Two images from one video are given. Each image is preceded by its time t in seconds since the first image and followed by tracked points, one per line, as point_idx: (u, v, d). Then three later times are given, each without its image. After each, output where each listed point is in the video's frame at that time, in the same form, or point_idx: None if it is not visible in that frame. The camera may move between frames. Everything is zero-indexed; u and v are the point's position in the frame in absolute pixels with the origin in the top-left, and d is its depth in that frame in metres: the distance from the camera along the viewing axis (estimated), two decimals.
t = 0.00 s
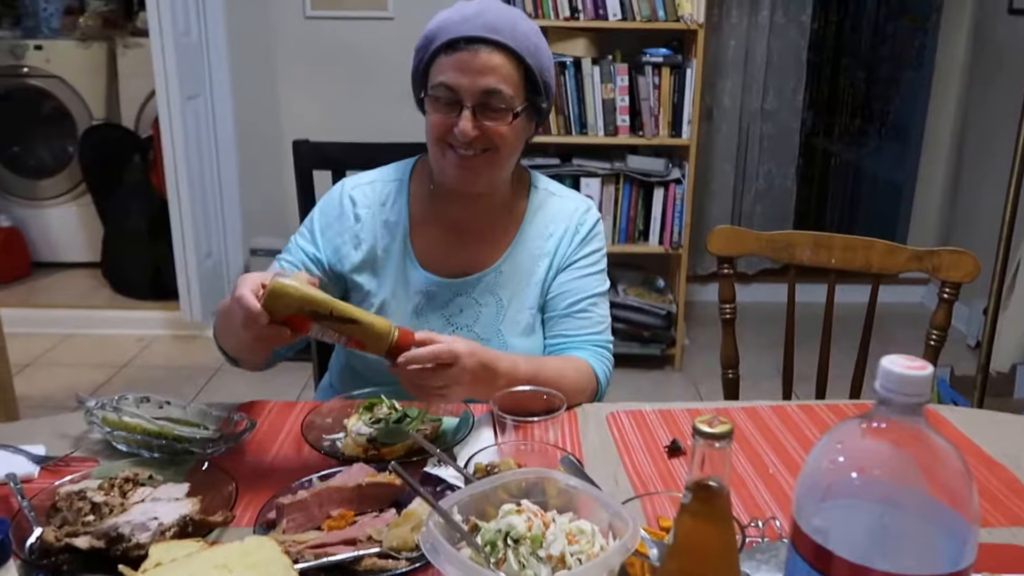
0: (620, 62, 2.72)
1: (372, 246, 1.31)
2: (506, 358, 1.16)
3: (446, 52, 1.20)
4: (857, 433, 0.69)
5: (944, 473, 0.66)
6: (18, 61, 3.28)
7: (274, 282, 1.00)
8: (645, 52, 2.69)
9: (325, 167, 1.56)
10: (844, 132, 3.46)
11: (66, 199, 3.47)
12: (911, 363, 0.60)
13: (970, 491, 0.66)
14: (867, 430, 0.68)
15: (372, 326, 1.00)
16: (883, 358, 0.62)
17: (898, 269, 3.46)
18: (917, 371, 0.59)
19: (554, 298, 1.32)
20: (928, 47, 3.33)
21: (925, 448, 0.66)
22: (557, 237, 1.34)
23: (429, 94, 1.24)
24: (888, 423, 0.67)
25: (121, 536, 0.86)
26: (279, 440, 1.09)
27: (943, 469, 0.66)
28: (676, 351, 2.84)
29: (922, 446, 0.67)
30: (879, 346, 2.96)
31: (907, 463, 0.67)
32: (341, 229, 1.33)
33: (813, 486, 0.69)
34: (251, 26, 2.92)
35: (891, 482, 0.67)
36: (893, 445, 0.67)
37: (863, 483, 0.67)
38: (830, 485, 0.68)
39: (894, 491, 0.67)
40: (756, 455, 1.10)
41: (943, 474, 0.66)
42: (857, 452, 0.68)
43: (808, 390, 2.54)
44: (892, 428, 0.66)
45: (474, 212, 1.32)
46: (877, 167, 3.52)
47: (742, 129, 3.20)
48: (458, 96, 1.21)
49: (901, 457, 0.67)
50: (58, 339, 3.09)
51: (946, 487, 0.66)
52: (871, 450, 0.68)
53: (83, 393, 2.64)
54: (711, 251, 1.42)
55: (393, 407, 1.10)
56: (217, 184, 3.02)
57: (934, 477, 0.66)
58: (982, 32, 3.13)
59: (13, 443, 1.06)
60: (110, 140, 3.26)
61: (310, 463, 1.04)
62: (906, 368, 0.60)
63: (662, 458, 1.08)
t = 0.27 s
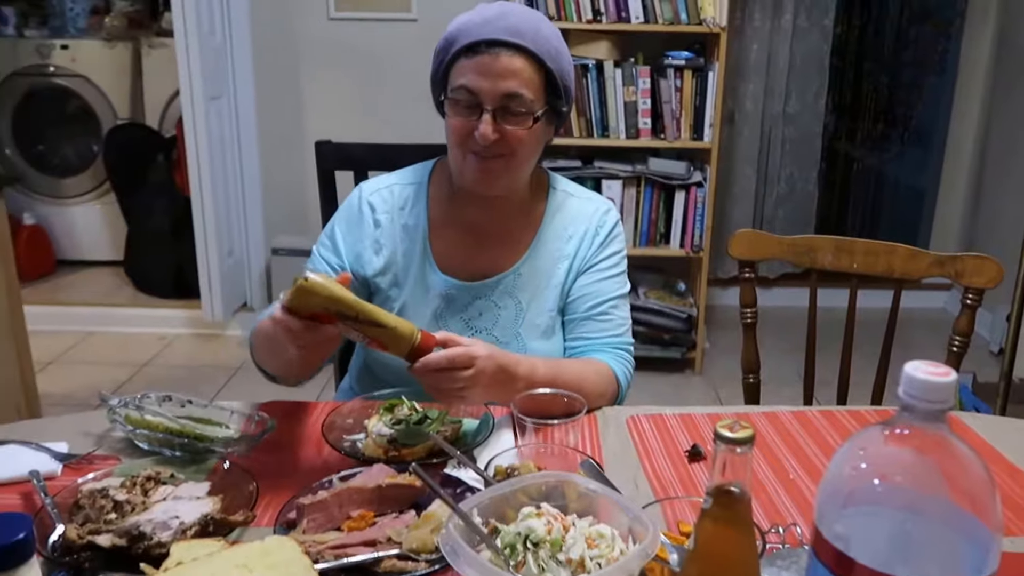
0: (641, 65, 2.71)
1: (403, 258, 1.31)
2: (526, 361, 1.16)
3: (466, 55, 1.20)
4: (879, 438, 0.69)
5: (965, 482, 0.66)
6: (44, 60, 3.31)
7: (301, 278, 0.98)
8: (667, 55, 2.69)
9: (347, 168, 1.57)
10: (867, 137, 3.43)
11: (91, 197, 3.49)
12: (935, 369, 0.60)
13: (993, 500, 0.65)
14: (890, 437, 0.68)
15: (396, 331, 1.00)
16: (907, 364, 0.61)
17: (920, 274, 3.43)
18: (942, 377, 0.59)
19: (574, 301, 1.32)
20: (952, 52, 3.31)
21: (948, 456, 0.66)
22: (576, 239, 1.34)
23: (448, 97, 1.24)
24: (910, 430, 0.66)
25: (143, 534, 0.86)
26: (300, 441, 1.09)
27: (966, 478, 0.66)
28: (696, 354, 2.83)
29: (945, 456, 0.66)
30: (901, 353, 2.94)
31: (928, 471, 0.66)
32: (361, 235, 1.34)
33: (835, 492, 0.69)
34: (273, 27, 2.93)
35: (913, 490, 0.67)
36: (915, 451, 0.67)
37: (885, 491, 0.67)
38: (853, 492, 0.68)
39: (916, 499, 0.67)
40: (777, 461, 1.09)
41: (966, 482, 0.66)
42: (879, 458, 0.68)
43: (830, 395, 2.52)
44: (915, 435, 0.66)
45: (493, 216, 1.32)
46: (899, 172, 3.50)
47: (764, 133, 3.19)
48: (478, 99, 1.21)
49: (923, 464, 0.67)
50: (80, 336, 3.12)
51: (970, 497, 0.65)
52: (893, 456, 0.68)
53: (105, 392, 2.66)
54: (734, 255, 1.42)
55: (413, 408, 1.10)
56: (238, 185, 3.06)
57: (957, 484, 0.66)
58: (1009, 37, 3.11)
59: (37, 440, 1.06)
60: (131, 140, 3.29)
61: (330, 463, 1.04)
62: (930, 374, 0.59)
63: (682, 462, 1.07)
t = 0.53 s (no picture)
0: (663, 67, 2.70)
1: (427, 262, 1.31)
2: (544, 364, 1.16)
3: (482, 57, 1.20)
4: (903, 444, 0.68)
5: (991, 488, 0.65)
6: (71, 61, 3.35)
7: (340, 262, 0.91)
8: (689, 57, 2.68)
9: (370, 169, 1.57)
10: (890, 140, 3.40)
11: (116, 197, 3.53)
12: (958, 375, 0.59)
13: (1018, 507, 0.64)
14: (913, 442, 0.67)
15: (416, 332, 1.01)
16: (930, 370, 0.60)
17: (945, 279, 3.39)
18: (966, 383, 0.58)
19: (593, 303, 1.31)
20: (977, 55, 3.28)
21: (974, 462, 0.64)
22: (595, 240, 1.33)
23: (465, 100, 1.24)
24: (933, 436, 0.65)
25: (166, 532, 0.86)
26: (322, 442, 1.09)
27: (992, 485, 0.65)
28: (717, 358, 2.82)
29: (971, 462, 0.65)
30: (925, 359, 2.91)
31: (953, 477, 0.65)
32: (383, 239, 1.34)
33: (858, 499, 0.68)
34: (294, 29, 2.95)
35: (938, 497, 0.66)
36: (939, 458, 0.65)
37: (909, 498, 0.66)
38: (876, 500, 0.67)
39: (940, 506, 0.66)
40: (799, 466, 1.08)
41: (991, 488, 0.65)
42: (903, 465, 0.67)
43: (853, 401, 2.50)
44: (938, 441, 0.64)
45: (512, 219, 1.32)
46: (923, 176, 3.47)
47: (786, 136, 3.18)
48: (494, 102, 1.21)
49: (947, 470, 0.65)
50: (104, 335, 3.16)
51: (995, 504, 0.65)
52: (917, 462, 0.66)
53: (129, 390, 2.69)
54: (755, 259, 1.41)
55: (433, 409, 1.09)
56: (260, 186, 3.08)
57: (984, 490, 0.65)
58: None
59: (63, 436, 1.07)
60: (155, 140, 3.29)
61: (352, 463, 1.05)
62: (954, 380, 0.58)
63: (703, 466, 1.07)
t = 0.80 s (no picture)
0: (684, 70, 2.69)
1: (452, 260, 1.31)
2: (561, 370, 1.16)
3: (512, 56, 1.21)
4: (930, 452, 0.67)
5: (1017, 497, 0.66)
6: (98, 62, 3.39)
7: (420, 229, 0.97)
8: (711, 60, 2.67)
9: (392, 170, 1.58)
10: (913, 144, 3.39)
11: (140, 196, 3.54)
12: (989, 383, 0.58)
13: None
14: (941, 451, 0.66)
15: (454, 327, 1.03)
16: (959, 377, 0.59)
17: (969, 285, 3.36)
18: (997, 391, 0.57)
19: (614, 306, 1.31)
20: (1003, 58, 3.24)
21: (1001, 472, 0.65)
22: (617, 244, 1.33)
23: (493, 99, 1.24)
24: (961, 445, 0.64)
25: (188, 530, 0.87)
26: (343, 442, 1.10)
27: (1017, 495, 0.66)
28: (737, 362, 2.81)
29: (999, 472, 0.65)
30: (949, 365, 2.88)
31: (981, 486, 0.65)
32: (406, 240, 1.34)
33: (883, 507, 0.67)
34: (316, 30, 2.97)
35: (964, 506, 0.65)
36: (965, 466, 0.65)
37: (936, 506, 0.65)
38: (902, 508, 0.67)
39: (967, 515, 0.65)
40: (822, 474, 1.07)
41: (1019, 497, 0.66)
42: (929, 472, 0.66)
43: (875, 407, 2.48)
44: (965, 450, 0.64)
45: (536, 220, 1.32)
46: (947, 180, 3.43)
47: (808, 139, 3.16)
48: (523, 100, 1.21)
49: (974, 479, 0.65)
50: (126, 333, 3.18)
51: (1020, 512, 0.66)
52: (943, 471, 0.66)
53: (151, 388, 2.71)
54: (777, 263, 1.40)
55: (454, 410, 1.08)
56: (281, 187, 3.10)
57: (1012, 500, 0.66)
58: None
59: (89, 433, 1.09)
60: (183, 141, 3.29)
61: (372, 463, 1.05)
62: (984, 389, 0.57)
63: (724, 471, 1.06)
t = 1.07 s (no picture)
0: (706, 71, 2.68)
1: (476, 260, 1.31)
2: (582, 370, 1.16)
3: (540, 58, 1.21)
4: (959, 463, 0.67)
5: None
6: (125, 64, 3.43)
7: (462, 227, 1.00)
8: (733, 62, 2.66)
9: (412, 172, 1.58)
10: (939, 147, 3.34)
11: (164, 197, 3.60)
12: (1017, 392, 0.57)
13: None
14: (969, 460, 0.66)
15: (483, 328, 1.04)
16: (987, 386, 0.59)
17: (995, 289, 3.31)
18: None
19: (636, 309, 1.31)
20: None
21: None
22: (640, 247, 1.33)
23: (520, 101, 1.24)
24: (992, 453, 0.64)
25: (210, 527, 0.88)
26: (363, 442, 1.10)
27: None
28: (757, 366, 2.79)
29: None
30: (973, 371, 2.84)
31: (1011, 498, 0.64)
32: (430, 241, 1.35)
33: (910, 516, 0.67)
34: (339, 32, 2.98)
35: (995, 518, 0.64)
36: (995, 477, 0.64)
37: (963, 516, 0.64)
38: (929, 517, 0.66)
39: (997, 528, 0.64)
40: (844, 481, 1.06)
41: None
42: (958, 483, 0.66)
43: (898, 412, 2.45)
44: (995, 459, 0.64)
45: (561, 222, 1.32)
46: (974, 182, 3.39)
47: (831, 142, 3.13)
48: (552, 101, 1.21)
49: (1004, 490, 0.64)
50: (149, 331, 3.22)
51: None
52: (971, 481, 0.65)
53: (173, 386, 2.74)
54: (799, 267, 1.38)
55: (473, 412, 1.09)
56: (303, 187, 3.12)
57: None
58: None
59: (113, 431, 1.10)
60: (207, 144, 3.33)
61: (391, 464, 1.05)
62: (1012, 397, 0.57)
63: (744, 477, 1.05)
